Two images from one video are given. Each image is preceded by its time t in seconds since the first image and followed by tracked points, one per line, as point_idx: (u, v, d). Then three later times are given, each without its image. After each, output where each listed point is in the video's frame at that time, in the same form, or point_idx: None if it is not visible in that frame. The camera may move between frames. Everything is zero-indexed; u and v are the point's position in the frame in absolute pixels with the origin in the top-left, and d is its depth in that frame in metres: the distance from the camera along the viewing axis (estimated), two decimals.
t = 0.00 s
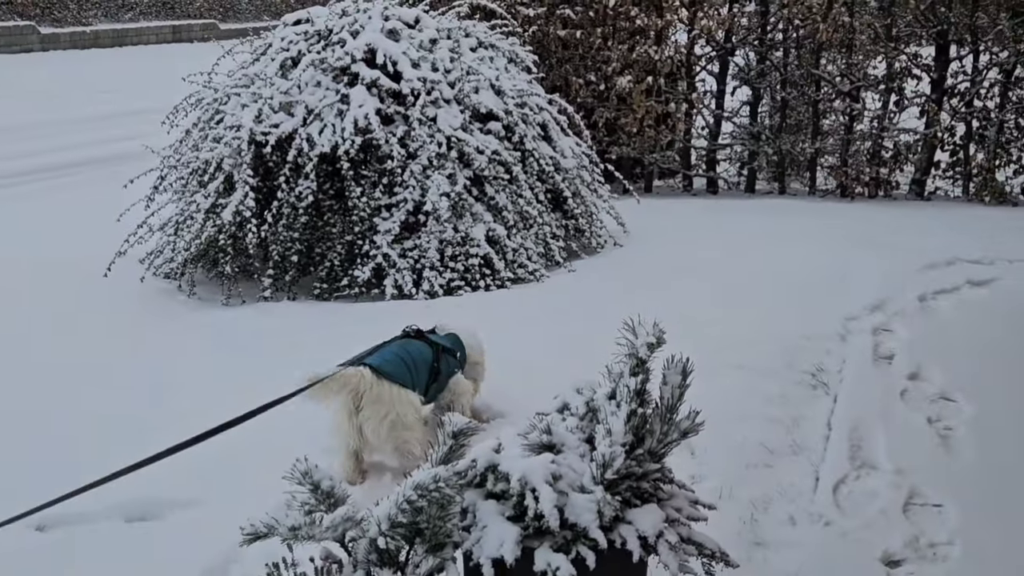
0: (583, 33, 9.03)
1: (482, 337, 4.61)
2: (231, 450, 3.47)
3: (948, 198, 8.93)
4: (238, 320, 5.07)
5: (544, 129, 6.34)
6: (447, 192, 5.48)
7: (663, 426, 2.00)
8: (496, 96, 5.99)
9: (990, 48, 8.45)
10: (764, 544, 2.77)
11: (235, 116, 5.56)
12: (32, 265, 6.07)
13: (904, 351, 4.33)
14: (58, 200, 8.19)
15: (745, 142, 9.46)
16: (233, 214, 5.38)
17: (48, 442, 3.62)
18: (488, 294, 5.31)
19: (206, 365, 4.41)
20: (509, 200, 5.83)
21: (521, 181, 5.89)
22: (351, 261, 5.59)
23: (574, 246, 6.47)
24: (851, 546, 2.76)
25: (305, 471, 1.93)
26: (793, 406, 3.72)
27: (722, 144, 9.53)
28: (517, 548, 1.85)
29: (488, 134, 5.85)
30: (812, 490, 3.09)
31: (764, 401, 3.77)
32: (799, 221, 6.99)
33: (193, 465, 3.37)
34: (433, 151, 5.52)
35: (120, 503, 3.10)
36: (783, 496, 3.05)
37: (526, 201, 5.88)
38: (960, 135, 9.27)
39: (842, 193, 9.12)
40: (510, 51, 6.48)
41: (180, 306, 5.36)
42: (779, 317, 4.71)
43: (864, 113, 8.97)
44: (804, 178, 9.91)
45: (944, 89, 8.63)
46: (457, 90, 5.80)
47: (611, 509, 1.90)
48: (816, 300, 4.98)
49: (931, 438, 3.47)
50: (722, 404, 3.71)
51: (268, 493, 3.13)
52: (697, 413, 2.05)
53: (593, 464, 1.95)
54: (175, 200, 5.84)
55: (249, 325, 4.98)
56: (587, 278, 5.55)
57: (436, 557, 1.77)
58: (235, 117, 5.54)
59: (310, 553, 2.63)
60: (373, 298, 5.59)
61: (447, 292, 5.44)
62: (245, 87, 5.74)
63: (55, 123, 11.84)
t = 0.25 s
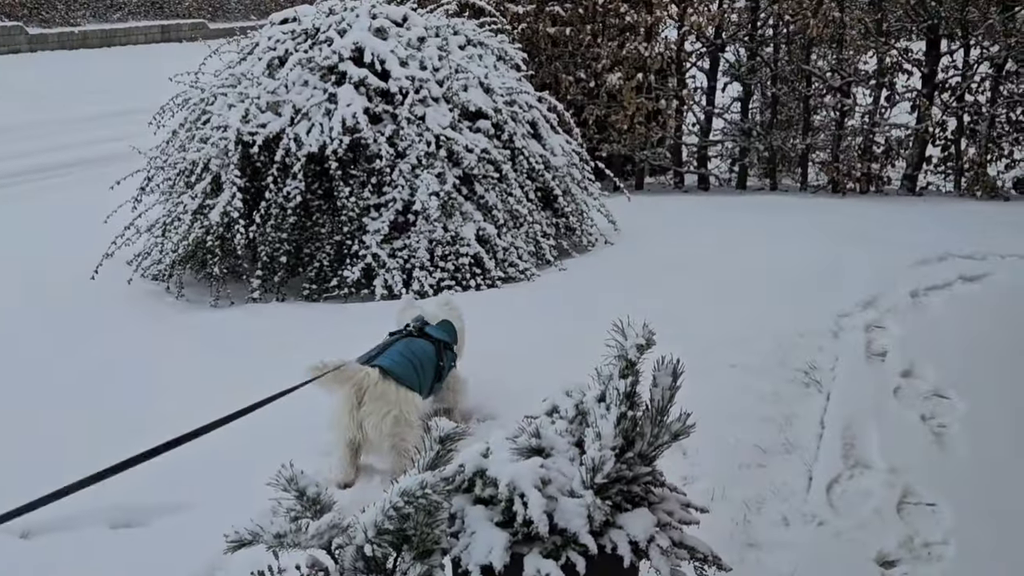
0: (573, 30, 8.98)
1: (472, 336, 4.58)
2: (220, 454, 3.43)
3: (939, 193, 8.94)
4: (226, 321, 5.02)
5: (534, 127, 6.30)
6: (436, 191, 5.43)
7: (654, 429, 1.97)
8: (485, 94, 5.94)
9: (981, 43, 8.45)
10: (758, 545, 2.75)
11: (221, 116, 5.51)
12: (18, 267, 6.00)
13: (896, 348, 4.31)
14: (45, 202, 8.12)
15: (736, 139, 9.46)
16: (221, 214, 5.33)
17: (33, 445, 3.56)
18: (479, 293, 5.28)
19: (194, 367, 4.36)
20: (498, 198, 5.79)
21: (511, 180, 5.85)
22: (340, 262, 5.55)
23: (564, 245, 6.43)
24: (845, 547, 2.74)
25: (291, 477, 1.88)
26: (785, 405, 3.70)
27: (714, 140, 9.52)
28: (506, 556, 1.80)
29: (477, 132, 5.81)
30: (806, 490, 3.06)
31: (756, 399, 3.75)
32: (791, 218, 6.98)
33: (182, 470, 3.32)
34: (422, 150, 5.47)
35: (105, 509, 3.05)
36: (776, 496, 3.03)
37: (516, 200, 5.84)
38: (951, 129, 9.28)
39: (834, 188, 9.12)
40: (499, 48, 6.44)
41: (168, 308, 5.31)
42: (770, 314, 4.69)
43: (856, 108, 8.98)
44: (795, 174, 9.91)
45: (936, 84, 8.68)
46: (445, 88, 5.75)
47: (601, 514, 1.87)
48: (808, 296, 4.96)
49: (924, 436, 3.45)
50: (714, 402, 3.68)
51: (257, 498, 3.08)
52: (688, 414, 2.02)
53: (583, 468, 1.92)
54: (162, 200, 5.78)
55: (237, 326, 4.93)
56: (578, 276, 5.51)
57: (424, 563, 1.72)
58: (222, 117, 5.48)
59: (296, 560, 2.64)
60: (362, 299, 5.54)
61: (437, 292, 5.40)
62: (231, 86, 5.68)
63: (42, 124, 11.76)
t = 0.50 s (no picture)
0: (572, 25, 8.92)
1: (471, 333, 4.55)
2: (218, 454, 3.40)
3: (942, 185, 8.89)
4: (225, 320, 5.00)
5: (534, 122, 6.25)
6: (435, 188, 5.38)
7: (653, 429, 1.93)
8: (484, 89, 5.89)
9: (984, 33, 8.38)
10: (760, 543, 2.71)
11: (219, 114, 5.47)
12: (16, 267, 5.98)
13: (900, 342, 4.27)
14: (44, 202, 8.10)
15: (738, 132, 9.43)
16: (219, 213, 5.30)
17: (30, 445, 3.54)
18: (479, 290, 5.24)
19: (192, 366, 4.33)
20: (498, 194, 5.74)
21: (510, 175, 5.80)
22: (339, 259, 5.51)
23: (565, 240, 6.39)
24: (848, 545, 2.71)
25: (283, 479, 1.84)
26: (787, 401, 3.66)
27: (715, 134, 9.50)
28: (502, 558, 1.76)
29: (476, 127, 5.76)
30: (809, 487, 3.03)
31: (758, 395, 3.71)
32: (793, 211, 6.93)
33: (180, 471, 3.29)
34: (421, 146, 5.42)
35: (100, 511, 3.02)
36: (779, 493, 2.99)
37: (516, 195, 5.79)
38: (954, 121, 9.23)
39: (836, 181, 9.06)
40: (498, 43, 6.39)
41: (167, 307, 5.29)
42: (772, 309, 4.65)
43: (858, 100, 8.92)
44: (797, 167, 9.86)
45: (938, 74, 8.55)
46: (444, 83, 5.69)
47: (600, 515, 1.83)
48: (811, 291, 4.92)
49: (930, 431, 3.41)
50: (715, 399, 3.65)
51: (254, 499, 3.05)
52: (687, 413, 1.99)
53: (581, 468, 1.88)
54: (160, 198, 5.76)
55: (235, 325, 4.90)
56: (579, 272, 5.47)
57: (419, 566, 1.71)
58: (219, 115, 5.44)
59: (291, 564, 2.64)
60: (362, 296, 5.51)
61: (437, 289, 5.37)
62: (229, 83, 5.64)
63: (42, 123, 11.74)
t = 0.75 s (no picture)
0: (583, 17, 8.85)
1: (480, 328, 4.52)
2: (227, 451, 3.39)
3: (958, 178, 8.78)
4: (234, 316, 5.00)
5: (544, 116, 6.20)
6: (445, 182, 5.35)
7: (662, 427, 1.91)
8: (494, 83, 5.85)
9: (1000, 23, 8.26)
10: (772, 541, 2.68)
11: (228, 109, 5.46)
12: (28, 264, 6.00)
13: (916, 336, 4.21)
14: (57, 198, 8.13)
15: (751, 125, 9.35)
16: (228, 208, 5.29)
17: (40, 441, 3.54)
18: (489, 285, 5.20)
19: (201, 362, 4.33)
20: (509, 188, 5.70)
21: (521, 170, 5.76)
22: (349, 255, 5.49)
23: (576, 235, 6.35)
24: (862, 543, 2.67)
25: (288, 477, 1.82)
26: (801, 397, 3.61)
27: (728, 127, 9.43)
28: (508, 558, 1.74)
29: (486, 122, 5.72)
30: (823, 484, 2.99)
31: (770, 391, 3.66)
32: (806, 205, 6.85)
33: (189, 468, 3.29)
34: (431, 141, 5.38)
35: (108, 508, 3.03)
36: (792, 490, 2.96)
37: (526, 190, 5.75)
38: (970, 112, 9.10)
39: (850, 174, 8.96)
40: (508, 36, 6.34)
41: (177, 303, 5.30)
42: (785, 303, 4.60)
43: (872, 92, 8.82)
44: (810, 160, 9.76)
45: (954, 66, 8.46)
46: (453, 77, 5.65)
47: (608, 515, 1.80)
48: (825, 285, 4.86)
49: (945, 428, 3.36)
50: (727, 395, 3.61)
51: (262, 496, 3.04)
52: (697, 411, 1.96)
53: (589, 467, 1.85)
54: (170, 194, 5.76)
55: (245, 321, 4.90)
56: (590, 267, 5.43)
57: (424, 567, 1.69)
58: (228, 110, 5.43)
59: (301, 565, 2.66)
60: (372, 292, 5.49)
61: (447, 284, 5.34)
62: (238, 79, 5.63)
63: (55, 120, 11.80)
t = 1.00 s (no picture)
0: (607, 8, 8.78)
1: (502, 321, 4.50)
2: (247, 446, 3.40)
3: (990, 168, 8.61)
4: (257, 309, 5.01)
5: (567, 107, 6.14)
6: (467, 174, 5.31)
7: (686, 423, 1.86)
8: (517, 74, 5.79)
9: None
10: (799, 538, 2.63)
11: (250, 102, 5.46)
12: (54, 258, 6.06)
13: (947, 330, 4.12)
14: (85, 192, 8.23)
15: (777, 116, 9.24)
16: (251, 201, 5.30)
17: (63, 435, 3.57)
18: (512, 278, 5.17)
19: (222, 355, 4.35)
20: (532, 180, 5.65)
21: (544, 161, 5.71)
22: (372, 248, 5.48)
23: (600, 227, 6.29)
24: (891, 541, 2.61)
25: (305, 474, 1.83)
26: (829, 391, 3.55)
27: (753, 117, 9.33)
28: (530, 558, 1.72)
29: (508, 113, 5.67)
30: (851, 480, 2.93)
31: (796, 386, 3.60)
32: (833, 196, 6.75)
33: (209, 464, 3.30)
34: (453, 132, 5.35)
35: (130, 504, 3.05)
36: (819, 486, 2.90)
37: (549, 182, 5.70)
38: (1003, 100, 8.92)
39: (878, 164, 8.81)
40: (531, 27, 6.28)
41: (201, 296, 5.33)
42: (812, 296, 4.52)
43: (900, 81, 8.67)
44: (837, 151, 9.62)
45: (984, 55, 8.35)
46: (476, 69, 5.61)
47: (631, 513, 1.77)
48: (852, 278, 4.77)
49: (978, 423, 3.28)
50: (751, 390, 3.55)
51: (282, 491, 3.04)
52: (722, 407, 1.91)
53: (612, 464, 1.82)
54: (194, 187, 5.79)
55: (268, 314, 4.92)
56: (614, 260, 5.38)
57: (444, 565, 1.67)
58: (250, 103, 5.44)
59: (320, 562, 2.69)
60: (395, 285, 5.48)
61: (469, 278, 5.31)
62: (260, 72, 5.63)
63: (81, 115, 11.92)
